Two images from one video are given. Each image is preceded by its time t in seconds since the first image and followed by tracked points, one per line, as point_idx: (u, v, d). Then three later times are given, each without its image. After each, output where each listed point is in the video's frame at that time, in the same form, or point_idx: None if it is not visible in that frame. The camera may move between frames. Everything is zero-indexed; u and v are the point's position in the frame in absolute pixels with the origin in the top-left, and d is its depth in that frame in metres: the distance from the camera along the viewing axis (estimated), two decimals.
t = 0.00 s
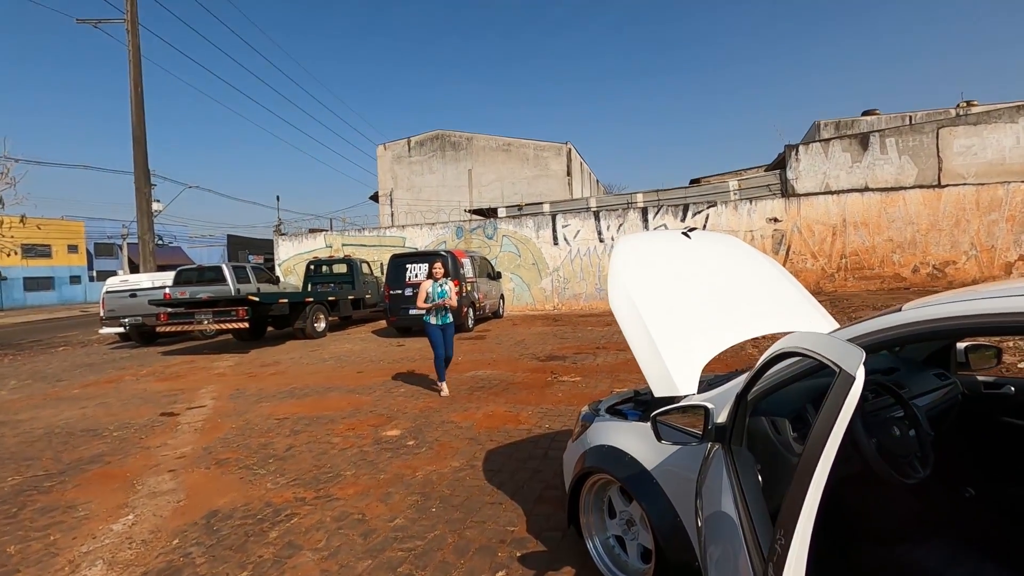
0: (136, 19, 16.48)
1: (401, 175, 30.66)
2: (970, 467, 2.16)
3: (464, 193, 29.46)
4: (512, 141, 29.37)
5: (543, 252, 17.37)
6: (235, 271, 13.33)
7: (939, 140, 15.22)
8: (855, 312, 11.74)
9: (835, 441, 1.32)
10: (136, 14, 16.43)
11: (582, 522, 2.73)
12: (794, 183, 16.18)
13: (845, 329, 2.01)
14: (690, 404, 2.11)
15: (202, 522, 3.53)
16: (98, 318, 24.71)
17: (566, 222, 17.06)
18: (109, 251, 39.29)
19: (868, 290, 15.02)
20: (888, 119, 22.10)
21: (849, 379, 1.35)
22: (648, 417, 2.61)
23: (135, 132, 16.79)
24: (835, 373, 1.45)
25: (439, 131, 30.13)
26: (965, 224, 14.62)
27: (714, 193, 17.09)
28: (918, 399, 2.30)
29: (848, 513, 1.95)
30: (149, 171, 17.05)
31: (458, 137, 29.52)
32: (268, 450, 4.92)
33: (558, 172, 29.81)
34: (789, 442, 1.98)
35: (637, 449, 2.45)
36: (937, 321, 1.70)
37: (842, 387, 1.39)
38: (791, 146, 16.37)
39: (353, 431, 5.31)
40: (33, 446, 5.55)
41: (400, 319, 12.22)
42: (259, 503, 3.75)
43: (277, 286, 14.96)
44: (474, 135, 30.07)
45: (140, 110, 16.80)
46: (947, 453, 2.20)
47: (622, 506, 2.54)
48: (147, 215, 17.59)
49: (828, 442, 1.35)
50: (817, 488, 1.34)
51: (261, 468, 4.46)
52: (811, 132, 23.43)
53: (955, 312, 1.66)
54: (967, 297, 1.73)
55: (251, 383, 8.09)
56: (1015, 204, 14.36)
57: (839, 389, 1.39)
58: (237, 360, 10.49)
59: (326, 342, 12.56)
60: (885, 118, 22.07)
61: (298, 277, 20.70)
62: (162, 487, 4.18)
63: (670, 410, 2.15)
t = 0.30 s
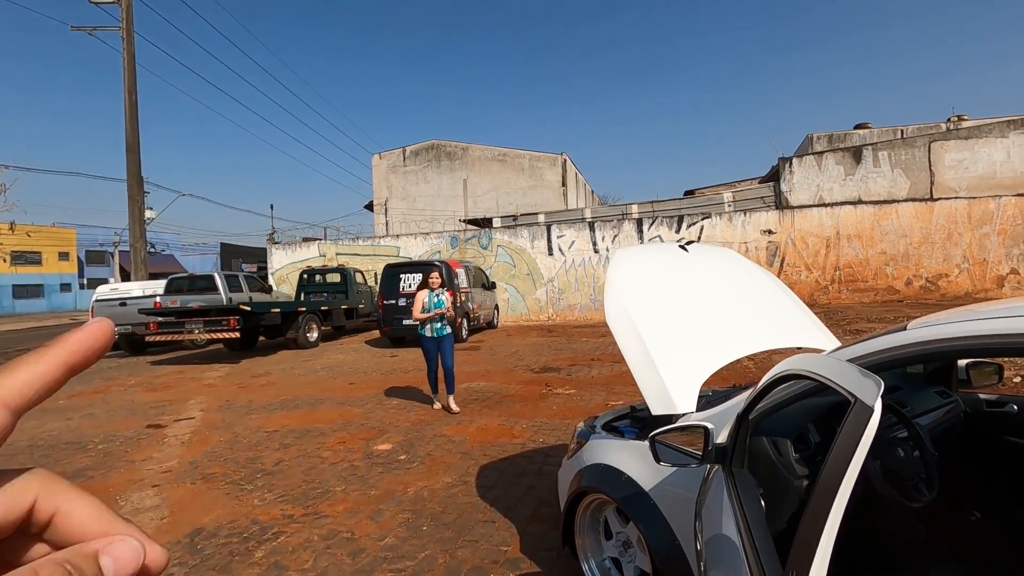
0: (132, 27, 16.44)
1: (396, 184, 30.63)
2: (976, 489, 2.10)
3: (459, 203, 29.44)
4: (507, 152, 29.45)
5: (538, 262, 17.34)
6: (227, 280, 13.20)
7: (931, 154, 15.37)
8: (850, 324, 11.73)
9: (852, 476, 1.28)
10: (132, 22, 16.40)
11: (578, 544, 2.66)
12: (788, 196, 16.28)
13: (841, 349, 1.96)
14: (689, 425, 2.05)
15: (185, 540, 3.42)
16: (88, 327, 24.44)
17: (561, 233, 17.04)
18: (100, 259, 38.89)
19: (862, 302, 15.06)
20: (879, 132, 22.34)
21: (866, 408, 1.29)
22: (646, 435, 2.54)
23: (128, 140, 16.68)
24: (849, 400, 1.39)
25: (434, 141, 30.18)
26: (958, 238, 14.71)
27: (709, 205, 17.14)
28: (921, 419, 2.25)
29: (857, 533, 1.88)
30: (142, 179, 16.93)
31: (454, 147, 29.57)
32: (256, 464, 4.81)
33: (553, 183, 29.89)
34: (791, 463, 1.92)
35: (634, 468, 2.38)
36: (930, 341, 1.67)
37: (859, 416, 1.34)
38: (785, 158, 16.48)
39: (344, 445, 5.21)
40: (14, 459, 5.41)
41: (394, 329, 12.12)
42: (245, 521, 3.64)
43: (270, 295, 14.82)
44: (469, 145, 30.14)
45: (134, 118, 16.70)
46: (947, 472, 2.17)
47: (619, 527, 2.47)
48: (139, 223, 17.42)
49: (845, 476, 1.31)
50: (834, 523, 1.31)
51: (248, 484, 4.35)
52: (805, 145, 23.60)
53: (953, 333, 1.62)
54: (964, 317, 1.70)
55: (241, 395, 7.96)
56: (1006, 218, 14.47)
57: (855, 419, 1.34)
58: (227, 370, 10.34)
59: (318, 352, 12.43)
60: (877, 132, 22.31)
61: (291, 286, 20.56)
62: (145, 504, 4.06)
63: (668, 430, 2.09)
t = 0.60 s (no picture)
0: (128, 34, 16.45)
1: (391, 192, 30.66)
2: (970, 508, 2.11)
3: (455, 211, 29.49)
4: (502, 160, 29.55)
5: (533, 272, 17.37)
6: (221, 287, 13.14)
7: (922, 167, 15.54)
8: (843, 335, 11.81)
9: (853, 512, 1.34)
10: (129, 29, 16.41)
11: (575, 563, 2.65)
12: (782, 207, 16.42)
13: (829, 375, 2.00)
14: (685, 447, 2.06)
15: (178, 557, 3.40)
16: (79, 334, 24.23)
17: (556, 242, 17.09)
18: (93, 265, 38.60)
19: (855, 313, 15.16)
20: (871, 144, 22.58)
21: (865, 450, 1.33)
22: (642, 454, 2.54)
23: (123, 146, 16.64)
24: (848, 440, 1.42)
25: (429, 149, 30.26)
26: (948, 249, 14.86)
27: (703, 215, 17.24)
28: (914, 438, 2.27)
29: (857, 556, 1.89)
30: (136, 185, 16.88)
31: (449, 155, 29.66)
32: (250, 477, 4.78)
33: (548, 192, 29.94)
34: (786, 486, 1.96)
35: (631, 487, 2.38)
36: (918, 368, 1.71)
37: (858, 454, 1.38)
38: (778, 170, 16.64)
39: (338, 458, 5.19)
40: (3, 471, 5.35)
41: (388, 338, 12.09)
42: (238, 537, 3.62)
43: (264, 303, 14.75)
44: (465, 154, 30.24)
45: (129, 125, 16.67)
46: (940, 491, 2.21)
47: (615, 546, 2.45)
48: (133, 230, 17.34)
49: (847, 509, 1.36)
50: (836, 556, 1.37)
51: (241, 498, 4.32)
52: (798, 156, 23.80)
53: (940, 358, 1.66)
54: (949, 342, 1.75)
55: (235, 405, 7.91)
56: (995, 230, 14.63)
57: (854, 457, 1.38)
58: (220, 379, 10.28)
59: (312, 361, 12.37)
60: (869, 144, 22.55)
61: (286, 294, 20.50)
62: (137, 518, 4.03)
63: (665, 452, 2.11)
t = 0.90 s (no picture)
0: (128, 39, 16.48)
1: (390, 198, 30.69)
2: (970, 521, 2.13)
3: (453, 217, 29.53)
4: (501, 166, 29.62)
5: (531, 278, 17.38)
6: (219, 292, 13.12)
7: (919, 174, 15.64)
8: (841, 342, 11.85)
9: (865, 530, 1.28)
10: (128, 34, 16.44)
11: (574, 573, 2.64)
12: (779, 214, 16.53)
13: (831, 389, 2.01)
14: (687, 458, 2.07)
15: (176, 566, 3.38)
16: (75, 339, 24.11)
17: (555, 248, 17.12)
18: (90, 270, 38.46)
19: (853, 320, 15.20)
20: (867, 151, 22.72)
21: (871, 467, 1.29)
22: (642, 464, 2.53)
23: (122, 151, 16.64)
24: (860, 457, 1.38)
25: (428, 155, 30.33)
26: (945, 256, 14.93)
27: (701, 222, 17.29)
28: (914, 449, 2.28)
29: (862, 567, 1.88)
30: (135, 190, 16.88)
31: (448, 161, 29.73)
32: (248, 485, 4.76)
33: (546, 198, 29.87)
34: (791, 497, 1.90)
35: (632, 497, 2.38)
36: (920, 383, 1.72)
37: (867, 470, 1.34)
38: (776, 177, 16.71)
39: (337, 465, 5.17)
40: None
41: (386, 344, 12.06)
42: (236, 545, 3.61)
43: (262, 308, 14.72)
44: (463, 160, 30.31)
45: (128, 129, 16.66)
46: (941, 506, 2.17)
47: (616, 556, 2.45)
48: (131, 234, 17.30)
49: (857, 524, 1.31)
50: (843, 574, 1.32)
51: (240, 506, 4.31)
52: (796, 163, 23.91)
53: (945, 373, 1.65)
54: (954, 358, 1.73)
55: (232, 411, 7.88)
56: (992, 237, 14.70)
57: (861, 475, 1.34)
58: (218, 385, 10.25)
59: (310, 367, 12.34)
60: (865, 151, 22.69)
61: (284, 299, 20.49)
62: (135, 527, 4.01)
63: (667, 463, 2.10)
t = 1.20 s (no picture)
0: (123, 42, 16.45)
1: (385, 200, 30.66)
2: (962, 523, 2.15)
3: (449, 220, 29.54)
4: (496, 169, 29.66)
5: (527, 280, 17.40)
6: (214, 295, 13.07)
7: (912, 178, 15.74)
8: (836, 344, 11.89)
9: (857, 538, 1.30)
10: (123, 37, 16.40)
11: None
12: (774, 217, 16.71)
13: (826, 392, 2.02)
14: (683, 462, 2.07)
15: (172, 570, 3.37)
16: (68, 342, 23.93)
17: (551, 251, 17.14)
18: (84, 272, 38.19)
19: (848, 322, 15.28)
20: (861, 154, 22.87)
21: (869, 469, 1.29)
22: (640, 467, 2.55)
23: (116, 154, 16.58)
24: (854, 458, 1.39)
25: (424, 158, 30.33)
26: (939, 259, 15.02)
27: (697, 224, 17.36)
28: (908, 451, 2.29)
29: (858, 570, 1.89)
30: (129, 193, 16.81)
31: (444, 164, 29.76)
32: (245, 489, 4.75)
33: (543, 201, 29.77)
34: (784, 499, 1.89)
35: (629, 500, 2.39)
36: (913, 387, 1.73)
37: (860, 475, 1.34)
38: (771, 180, 16.78)
39: (333, 469, 5.16)
40: None
41: (383, 347, 12.06)
42: (233, 550, 3.60)
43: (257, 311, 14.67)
44: (459, 162, 30.34)
45: (123, 131, 16.61)
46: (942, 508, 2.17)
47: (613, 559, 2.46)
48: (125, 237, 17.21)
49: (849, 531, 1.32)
50: None
51: (236, 510, 4.30)
52: (790, 166, 24.05)
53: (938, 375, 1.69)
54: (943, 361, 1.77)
55: (228, 415, 7.85)
56: (984, 240, 14.82)
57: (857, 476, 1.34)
58: (213, 389, 10.21)
59: (306, 370, 12.31)
60: (859, 154, 22.84)
61: (279, 302, 20.42)
62: (130, 531, 3.99)
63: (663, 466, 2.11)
